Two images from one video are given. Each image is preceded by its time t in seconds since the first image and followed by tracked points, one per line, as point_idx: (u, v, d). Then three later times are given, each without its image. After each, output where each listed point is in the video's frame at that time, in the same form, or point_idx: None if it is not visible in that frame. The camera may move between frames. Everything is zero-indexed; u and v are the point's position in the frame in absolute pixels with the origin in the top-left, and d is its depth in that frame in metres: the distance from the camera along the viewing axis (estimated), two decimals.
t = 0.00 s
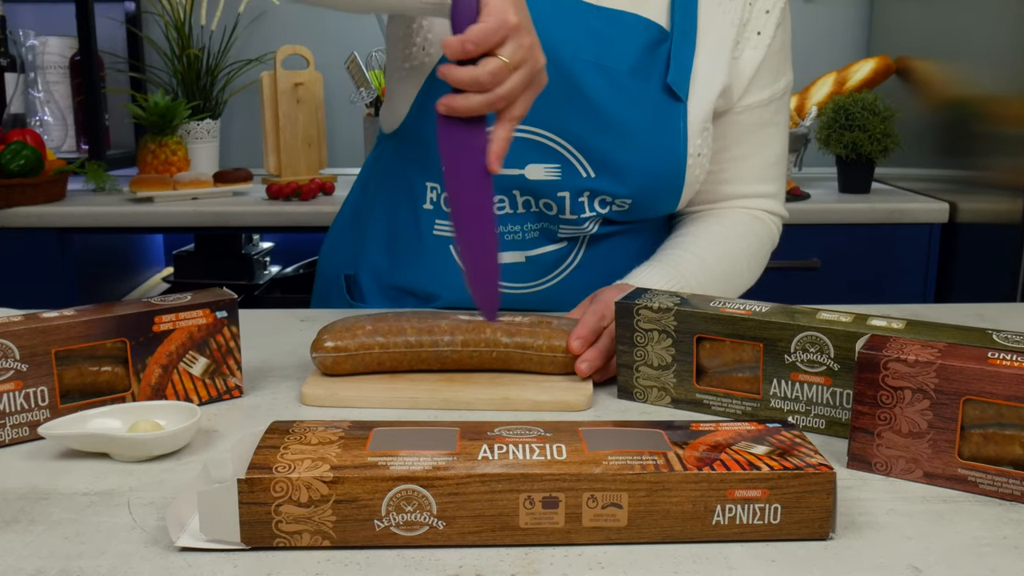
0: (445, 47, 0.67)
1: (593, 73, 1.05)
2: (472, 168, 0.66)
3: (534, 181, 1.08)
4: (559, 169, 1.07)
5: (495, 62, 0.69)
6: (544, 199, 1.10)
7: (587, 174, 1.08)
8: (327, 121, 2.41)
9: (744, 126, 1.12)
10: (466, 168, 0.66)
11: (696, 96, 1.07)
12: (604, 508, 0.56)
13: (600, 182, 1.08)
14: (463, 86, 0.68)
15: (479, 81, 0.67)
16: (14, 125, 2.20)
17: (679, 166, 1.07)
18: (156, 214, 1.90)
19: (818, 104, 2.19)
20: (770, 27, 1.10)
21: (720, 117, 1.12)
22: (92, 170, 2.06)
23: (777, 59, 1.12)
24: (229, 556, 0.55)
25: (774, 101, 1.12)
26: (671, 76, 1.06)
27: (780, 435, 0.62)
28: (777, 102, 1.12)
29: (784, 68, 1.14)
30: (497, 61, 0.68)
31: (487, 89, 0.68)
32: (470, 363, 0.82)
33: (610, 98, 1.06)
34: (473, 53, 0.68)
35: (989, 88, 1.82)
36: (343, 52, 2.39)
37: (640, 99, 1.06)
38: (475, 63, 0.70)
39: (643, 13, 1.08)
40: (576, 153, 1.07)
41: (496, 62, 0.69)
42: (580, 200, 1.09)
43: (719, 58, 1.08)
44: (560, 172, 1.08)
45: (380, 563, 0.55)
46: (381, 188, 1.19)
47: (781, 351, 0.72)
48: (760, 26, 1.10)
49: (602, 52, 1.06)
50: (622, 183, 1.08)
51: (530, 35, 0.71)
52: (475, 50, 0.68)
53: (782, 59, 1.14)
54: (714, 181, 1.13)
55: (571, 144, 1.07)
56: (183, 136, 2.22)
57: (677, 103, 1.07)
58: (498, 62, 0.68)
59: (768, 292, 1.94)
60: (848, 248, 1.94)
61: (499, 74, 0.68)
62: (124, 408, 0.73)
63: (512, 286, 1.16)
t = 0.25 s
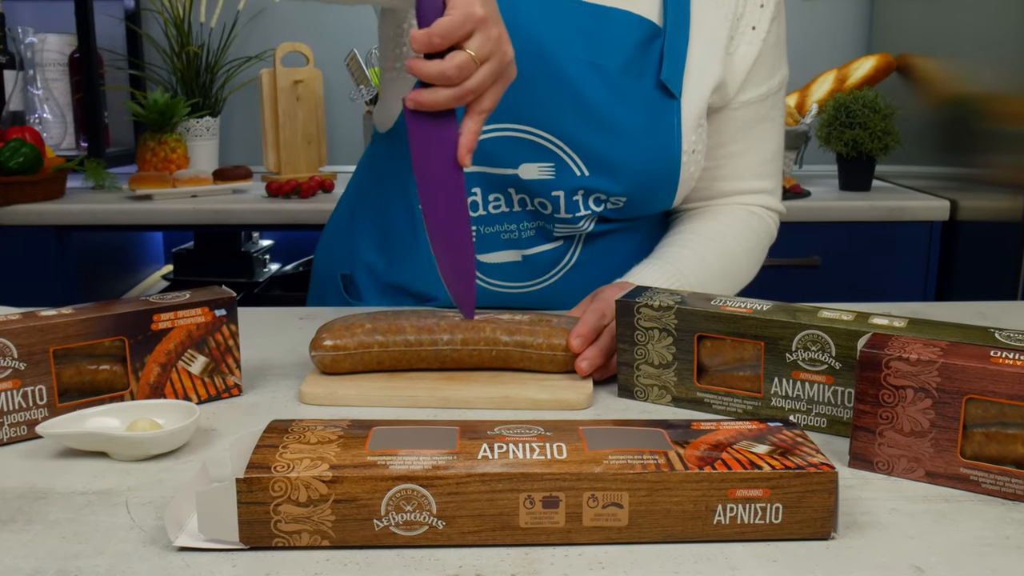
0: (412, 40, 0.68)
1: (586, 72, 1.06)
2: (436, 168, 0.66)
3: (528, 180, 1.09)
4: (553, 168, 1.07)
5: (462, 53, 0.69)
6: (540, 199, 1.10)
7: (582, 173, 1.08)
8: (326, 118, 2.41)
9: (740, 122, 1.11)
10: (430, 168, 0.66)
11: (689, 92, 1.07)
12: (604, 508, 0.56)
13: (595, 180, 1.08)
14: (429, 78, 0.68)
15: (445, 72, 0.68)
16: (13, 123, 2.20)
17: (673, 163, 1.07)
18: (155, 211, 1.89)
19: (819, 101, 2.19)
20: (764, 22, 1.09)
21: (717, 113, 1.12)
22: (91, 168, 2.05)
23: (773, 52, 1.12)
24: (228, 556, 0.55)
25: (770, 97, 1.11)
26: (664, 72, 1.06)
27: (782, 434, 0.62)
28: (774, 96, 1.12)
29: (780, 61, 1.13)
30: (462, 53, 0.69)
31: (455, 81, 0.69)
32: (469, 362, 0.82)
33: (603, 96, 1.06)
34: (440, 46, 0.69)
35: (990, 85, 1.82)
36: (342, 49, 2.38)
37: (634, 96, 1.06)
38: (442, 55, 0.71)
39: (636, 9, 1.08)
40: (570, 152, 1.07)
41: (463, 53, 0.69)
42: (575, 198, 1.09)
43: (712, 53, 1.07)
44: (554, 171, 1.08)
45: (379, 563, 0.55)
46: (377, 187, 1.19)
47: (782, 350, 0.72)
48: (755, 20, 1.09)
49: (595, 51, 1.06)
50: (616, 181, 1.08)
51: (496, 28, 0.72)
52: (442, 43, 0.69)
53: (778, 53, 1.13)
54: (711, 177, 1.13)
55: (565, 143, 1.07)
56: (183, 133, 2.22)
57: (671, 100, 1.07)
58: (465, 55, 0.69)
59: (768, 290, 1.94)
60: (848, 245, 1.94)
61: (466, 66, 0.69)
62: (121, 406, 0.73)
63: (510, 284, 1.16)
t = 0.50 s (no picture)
0: (379, 37, 0.72)
1: (582, 71, 1.05)
2: (397, 163, 0.70)
3: (525, 180, 1.08)
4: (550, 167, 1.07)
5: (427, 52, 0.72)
6: (537, 198, 1.09)
7: (579, 171, 1.07)
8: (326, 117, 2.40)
9: (737, 118, 1.11)
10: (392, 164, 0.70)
11: (685, 90, 1.06)
12: (604, 507, 0.55)
13: (591, 179, 1.07)
14: (393, 74, 0.71)
15: (410, 69, 0.71)
16: (12, 121, 2.19)
17: (670, 160, 1.07)
18: (154, 210, 1.89)
19: (819, 99, 2.19)
20: (760, 17, 1.08)
21: (713, 110, 1.11)
22: (90, 166, 2.05)
23: (769, 47, 1.11)
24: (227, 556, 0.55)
25: (767, 93, 1.11)
26: (660, 70, 1.05)
27: (783, 434, 0.61)
28: (770, 92, 1.11)
29: (776, 56, 1.12)
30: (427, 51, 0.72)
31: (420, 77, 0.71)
32: (469, 361, 0.82)
33: (599, 95, 1.05)
34: (405, 44, 0.72)
35: (991, 84, 1.82)
36: (342, 47, 2.38)
37: (629, 95, 1.06)
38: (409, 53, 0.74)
39: (631, 7, 1.07)
40: (567, 151, 1.07)
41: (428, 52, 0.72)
42: (572, 197, 1.09)
43: (708, 50, 1.06)
44: (551, 170, 1.08)
45: (378, 563, 0.54)
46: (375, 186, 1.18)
47: (783, 349, 0.72)
48: (750, 16, 1.08)
49: (590, 49, 1.06)
50: (613, 180, 1.07)
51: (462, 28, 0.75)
52: (407, 40, 0.72)
53: (774, 48, 1.12)
54: (708, 174, 1.12)
55: (562, 142, 1.06)
56: (183, 131, 2.22)
57: (667, 98, 1.06)
58: (430, 53, 0.72)
59: (768, 288, 1.94)
60: (849, 244, 1.93)
61: (431, 63, 0.72)
62: (120, 405, 0.72)
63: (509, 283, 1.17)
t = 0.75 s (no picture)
0: (378, 17, 0.67)
1: (579, 70, 1.05)
2: (414, 143, 0.66)
3: (523, 180, 1.08)
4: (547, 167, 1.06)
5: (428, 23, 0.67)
6: (534, 199, 1.09)
7: (576, 171, 1.07)
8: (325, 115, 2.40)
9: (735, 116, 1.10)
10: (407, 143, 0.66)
11: (682, 89, 1.06)
12: (605, 507, 0.55)
13: (589, 178, 1.07)
14: (398, 52, 0.67)
15: (412, 42, 0.66)
16: (12, 119, 2.19)
17: (668, 160, 1.06)
18: (154, 208, 1.89)
19: (820, 97, 2.18)
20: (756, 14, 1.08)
21: (711, 108, 1.11)
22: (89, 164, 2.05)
23: (766, 44, 1.11)
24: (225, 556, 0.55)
25: (764, 90, 1.11)
26: (656, 69, 1.05)
27: (784, 433, 0.61)
28: (768, 89, 1.11)
29: (773, 53, 1.12)
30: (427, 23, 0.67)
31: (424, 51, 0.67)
32: (469, 359, 0.82)
33: (596, 94, 1.05)
34: (405, 20, 0.67)
35: (992, 82, 1.81)
36: (341, 44, 2.37)
37: (627, 94, 1.06)
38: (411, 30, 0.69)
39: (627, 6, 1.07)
40: (564, 151, 1.06)
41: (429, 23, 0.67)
42: (569, 197, 1.08)
43: (705, 48, 1.06)
44: (548, 170, 1.07)
45: (378, 563, 0.54)
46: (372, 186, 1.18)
47: (784, 348, 0.71)
48: (747, 13, 1.08)
49: (587, 48, 1.05)
50: (611, 180, 1.07)
51: None
52: (407, 16, 0.67)
53: (771, 44, 1.12)
54: (707, 172, 1.12)
55: (559, 142, 1.06)
56: (182, 129, 2.21)
57: (665, 96, 1.06)
58: (432, 24, 0.67)
59: (768, 286, 1.94)
60: (849, 242, 1.93)
61: (433, 33, 0.67)
62: (118, 404, 0.72)
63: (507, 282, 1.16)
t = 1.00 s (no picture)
0: (383, 51, 0.71)
1: (575, 68, 1.04)
2: (425, 168, 0.72)
3: (518, 179, 1.08)
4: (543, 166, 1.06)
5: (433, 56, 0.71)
6: (530, 198, 1.09)
7: (572, 170, 1.07)
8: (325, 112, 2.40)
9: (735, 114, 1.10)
10: (418, 171, 0.72)
11: (679, 87, 1.05)
12: (605, 506, 0.55)
13: (585, 177, 1.07)
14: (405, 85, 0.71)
15: (420, 76, 0.71)
16: (11, 116, 2.19)
17: (665, 158, 1.06)
18: (153, 205, 1.88)
19: (820, 94, 2.18)
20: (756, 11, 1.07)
21: (710, 106, 1.10)
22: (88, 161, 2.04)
23: (765, 41, 1.10)
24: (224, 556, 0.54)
25: (763, 88, 1.10)
26: (653, 67, 1.04)
27: (785, 432, 0.61)
28: (767, 87, 1.11)
29: (773, 50, 1.12)
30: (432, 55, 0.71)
31: (431, 83, 0.71)
32: (468, 357, 0.81)
33: (592, 93, 1.05)
34: (410, 53, 0.71)
35: (993, 79, 1.81)
36: (341, 41, 2.37)
37: (623, 92, 1.05)
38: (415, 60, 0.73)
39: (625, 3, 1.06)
40: (560, 150, 1.06)
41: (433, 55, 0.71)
42: (566, 196, 1.08)
43: (702, 45, 1.05)
44: (544, 170, 1.07)
45: (377, 564, 0.54)
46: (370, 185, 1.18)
47: (785, 346, 0.71)
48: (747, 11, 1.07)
49: (583, 46, 1.05)
50: (607, 178, 1.07)
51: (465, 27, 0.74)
52: (412, 49, 0.71)
53: (771, 41, 1.11)
54: (707, 170, 1.12)
55: (554, 141, 1.06)
56: (182, 126, 2.21)
57: (662, 94, 1.05)
58: (437, 56, 0.72)
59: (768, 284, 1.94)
60: (849, 239, 1.93)
61: (439, 65, 0.71)
62: (116, 403, 0.72)
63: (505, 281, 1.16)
